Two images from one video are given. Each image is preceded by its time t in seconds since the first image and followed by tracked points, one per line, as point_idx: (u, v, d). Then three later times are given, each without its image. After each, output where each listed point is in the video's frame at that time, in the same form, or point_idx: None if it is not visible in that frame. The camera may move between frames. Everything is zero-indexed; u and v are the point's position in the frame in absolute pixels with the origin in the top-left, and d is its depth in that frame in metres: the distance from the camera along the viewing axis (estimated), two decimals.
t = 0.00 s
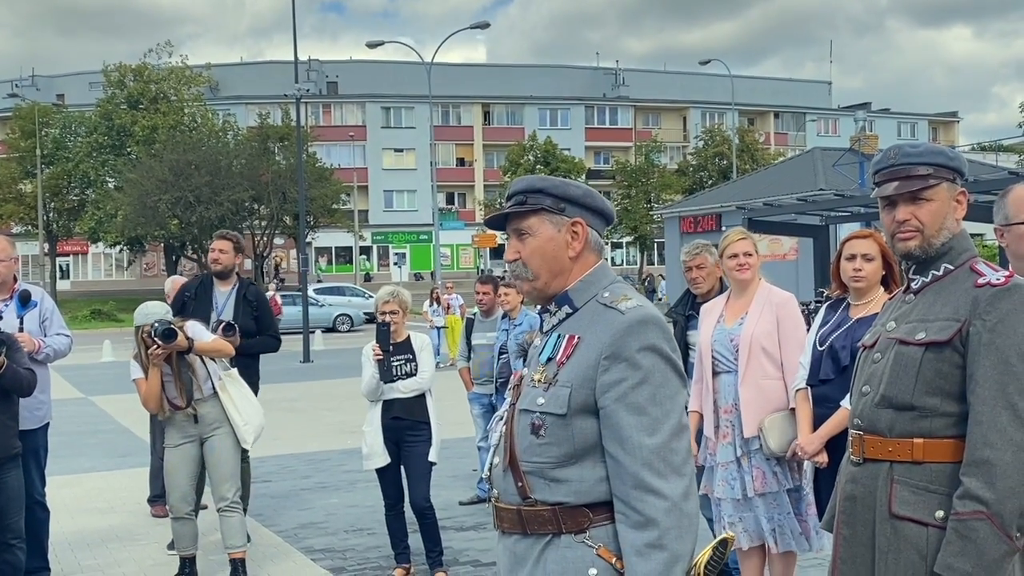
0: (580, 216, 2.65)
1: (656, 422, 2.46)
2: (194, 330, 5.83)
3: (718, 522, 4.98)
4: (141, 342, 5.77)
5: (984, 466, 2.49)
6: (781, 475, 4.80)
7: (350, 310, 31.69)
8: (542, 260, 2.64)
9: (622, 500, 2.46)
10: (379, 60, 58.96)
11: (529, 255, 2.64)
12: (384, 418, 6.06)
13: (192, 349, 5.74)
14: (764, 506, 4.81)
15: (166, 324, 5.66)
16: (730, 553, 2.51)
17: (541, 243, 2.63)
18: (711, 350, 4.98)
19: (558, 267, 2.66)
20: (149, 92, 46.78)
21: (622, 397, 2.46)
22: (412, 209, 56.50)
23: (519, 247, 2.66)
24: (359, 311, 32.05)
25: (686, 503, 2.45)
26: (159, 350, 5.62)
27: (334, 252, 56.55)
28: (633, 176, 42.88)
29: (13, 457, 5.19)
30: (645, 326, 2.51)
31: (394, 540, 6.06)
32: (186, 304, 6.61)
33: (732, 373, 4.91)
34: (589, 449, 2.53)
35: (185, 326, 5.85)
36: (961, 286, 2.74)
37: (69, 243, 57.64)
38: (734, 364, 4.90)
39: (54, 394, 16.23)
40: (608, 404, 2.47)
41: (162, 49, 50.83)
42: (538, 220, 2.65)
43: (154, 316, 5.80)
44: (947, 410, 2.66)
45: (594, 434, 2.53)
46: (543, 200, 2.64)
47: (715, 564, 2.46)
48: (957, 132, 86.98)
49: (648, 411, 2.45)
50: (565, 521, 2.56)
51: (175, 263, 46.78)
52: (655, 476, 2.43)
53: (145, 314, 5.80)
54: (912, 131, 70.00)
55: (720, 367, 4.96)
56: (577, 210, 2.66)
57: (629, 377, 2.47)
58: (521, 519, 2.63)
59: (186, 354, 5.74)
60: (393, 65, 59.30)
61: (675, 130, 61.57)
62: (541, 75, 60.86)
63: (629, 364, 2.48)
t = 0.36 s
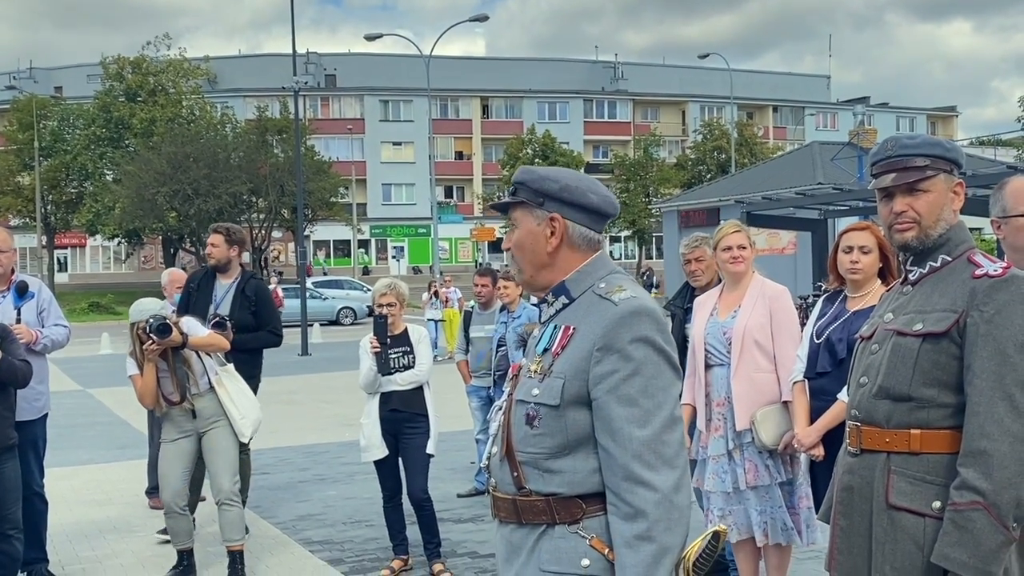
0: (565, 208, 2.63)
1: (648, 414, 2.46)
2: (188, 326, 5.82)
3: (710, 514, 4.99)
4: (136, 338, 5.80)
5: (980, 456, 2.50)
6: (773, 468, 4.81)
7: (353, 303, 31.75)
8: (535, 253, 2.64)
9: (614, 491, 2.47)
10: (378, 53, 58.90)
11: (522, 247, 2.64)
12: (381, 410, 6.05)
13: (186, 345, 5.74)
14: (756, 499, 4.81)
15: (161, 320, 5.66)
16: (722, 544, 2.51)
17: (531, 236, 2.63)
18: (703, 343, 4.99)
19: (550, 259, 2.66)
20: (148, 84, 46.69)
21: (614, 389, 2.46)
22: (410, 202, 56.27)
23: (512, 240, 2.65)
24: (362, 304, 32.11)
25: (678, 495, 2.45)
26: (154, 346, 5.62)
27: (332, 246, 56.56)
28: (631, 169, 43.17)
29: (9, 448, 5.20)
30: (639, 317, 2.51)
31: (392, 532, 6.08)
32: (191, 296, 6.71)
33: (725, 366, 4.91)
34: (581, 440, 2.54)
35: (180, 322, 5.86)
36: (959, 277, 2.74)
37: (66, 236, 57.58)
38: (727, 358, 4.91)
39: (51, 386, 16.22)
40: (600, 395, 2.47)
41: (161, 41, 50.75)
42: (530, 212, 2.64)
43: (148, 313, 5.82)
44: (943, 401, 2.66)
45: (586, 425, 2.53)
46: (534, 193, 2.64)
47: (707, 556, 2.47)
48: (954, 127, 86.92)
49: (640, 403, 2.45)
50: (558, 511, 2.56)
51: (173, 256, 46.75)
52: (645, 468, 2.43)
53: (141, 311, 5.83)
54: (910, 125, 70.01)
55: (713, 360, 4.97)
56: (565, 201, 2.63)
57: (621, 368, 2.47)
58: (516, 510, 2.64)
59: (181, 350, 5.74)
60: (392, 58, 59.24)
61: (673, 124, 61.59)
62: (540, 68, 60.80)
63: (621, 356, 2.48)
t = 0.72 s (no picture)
0: (554, 202, 2.62)
1: (628, 409, 2.45)
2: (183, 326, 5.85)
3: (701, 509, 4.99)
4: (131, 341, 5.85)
5: (976, 451, 2.50)
6: (767, 463, 4.81)
7: (355, 297, 31.83)
8: (527, 247, 2.65)
9: (595, 488, 2.46)
10: (375, 47, 58.80)
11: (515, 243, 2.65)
12: (377, 404, 6.05)
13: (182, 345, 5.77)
14: (749, 493, 4.82)
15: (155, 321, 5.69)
16: (700, 545, 2.52)
17: (523, 231, 2.65)
18: (698, 337, 4.99)
19: (541, 251, 2.66)
20: (145, 78, 46.59)
21: (596, 383, 2.45)
22: (407, 196, 56.17)
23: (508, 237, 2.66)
24: (364, 298, 32.21)
25: (655, 492, 2.44)
26: (150, 348, 5.66)
27: (330, 240, 56.55)
28: (628, 164, 42.97)
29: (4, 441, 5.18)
30: (622, 312, 2.49)
31: (388, 526, 6.08)
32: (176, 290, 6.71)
33: (719, 361, 4.92)
34: (566, 434, 2.54)
35: (175, 323, 5.89)
36: (955, 271, 2.74)
37: (63, 230, 57.48)
38: (721, 352, 4.91)
39: (48, 379, 16.22)
40: (583, 390, 2.47)
41: (158, 35, 50.63)
42: (523, 205, 2.64)
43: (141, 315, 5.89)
44: (939, 395, 2.66)
45: (571, 419, 2.53)
46: (527, 188, 2.63)
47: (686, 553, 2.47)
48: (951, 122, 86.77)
49: (623, 397, 2.44)
50: (544, 504, 2.57)
51: (170, 250, 46.69)
52: (624, 464, 2.43)
53: (136, 312, 5.89)
54: (908, 120, 69.90)
55: (707, 355, 4.97)
56: (551, 198, 2.63)
57: (604, 364, 2.46)
58: (505, 502, 2.66)
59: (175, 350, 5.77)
60: (389, 51, 59.13)
61: (671, 119, 61.54)
62: (536, 62, 60.71)
63: (603, 352, 2.47)
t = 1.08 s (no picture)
0: (548, 198, 2.62)
1: (613, 406, 2.44)
2: (176, 323, 5.82)
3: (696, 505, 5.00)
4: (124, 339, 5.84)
5: (968, 448, 2.52)
6: (761, 459, 4.83)
7: (353, 291, 31.87)
8: (518, 243, 2.66)
9: (580, 484, 2.47)
10: (370, 42, 58.73)
11: (510, 239, 2.66)
12: (372, 400, 6.05)
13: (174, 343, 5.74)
14: (743, 489, 4.83)
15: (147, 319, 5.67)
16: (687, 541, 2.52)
17: (518, 227, 2.65)
18: (693, 333, 5.00)
19: (536, 246, 2.66)
20: (138, 72, 46.52)
21: (583, 380, 2.45)
22: (401, 191, 56.13)
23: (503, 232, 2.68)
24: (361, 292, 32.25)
25: (638, 489, 2.44)
26: (142, 346, 5.65)
27: (324, 235, 56.51)
28: (623, 159, 43.04)
29: None
30: (608, 309, 2.48)
31: (382, 521, 6.09)
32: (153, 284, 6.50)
33: (714, 356, 4.93)
34: (555, 431, 2.54)
35: (167, 320, 5.87)
36: (948, 268, 2.75)
37: (56, 225, 57.34)
38: (717, 348, 4.92)
39: (41, 374, 16.18)
40: (569, 386, 2.47)
41: (151, 29, 50.53)
42: (518, 201, 2.65)
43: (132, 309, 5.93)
44: (932, 391, 2.67)
45: (558, 416, 2.54)
46: (518, 184, 2.64)
47: (674, 552, 2.47)
48: (945, 118, 86.79)
49: (611, 393, 2.44)
50: (534, 499, 2.58)
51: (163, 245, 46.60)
52: (606, 461, 2.43)
53: (127, 309, 5.79)
54: (902, 116, 70.02)
55: (703, 350, 4.99)
56: (541, 194, 2.62)
57: (590, 361, 2.46)
58: (495, 497, 2.66)
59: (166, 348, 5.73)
60: (384, 46, 59.04)
61: (665, 114, 61.60)
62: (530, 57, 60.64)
63: (588, 348, 2.47)
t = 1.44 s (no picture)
0: (537, 194, 2.61)
1: (604, 402, 2.44)
2: (163, 319, 5.81)
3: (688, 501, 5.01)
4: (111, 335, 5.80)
5: (954, 444, 2.52)
6: (754, 455, 4.83)
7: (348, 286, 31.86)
8: (508, 241, 2.65)
9: (571, 479, 2.47)
10: (362, 37, 58.61)
11: (502, 237, 2.66)
12: (363, 396, 6.05)
13: (162, 339, 5.73)
14: (735, 486, 4.84)
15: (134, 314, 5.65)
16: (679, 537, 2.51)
17: (507, 223, 2.64)
18: (687, 329, 5.00)
19: (526, 243, 2.65)
20: (129, 66, 46.40)
21: (575, 375, 2.45)
22: (394, 187, 56.08)
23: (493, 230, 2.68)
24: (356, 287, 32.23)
25: (630, 483, 2.43)
26: (130, 341, 5.62)
27: (316, 230, 56.37)
28: (615, 155, 43.09)
29: None
30: (599, 304, 2.48)
31: (374, 518, 6.08)
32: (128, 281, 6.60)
33: (707, 352, 4.94)
34: (547, 426, 2.54)
35: (155, 315, 5.84)
36: (936, 264, 2.75)
37: (47, 220, 57.10)
38: (709, 344, 4.93)
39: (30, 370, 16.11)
40: (560, 381, 2.47)
41: (142, 23, 50.39)
42: (507, 198, 2.64)
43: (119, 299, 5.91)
44: (919, 388, 2.68)
45: (549, 412, 2.53)
46: (507, 181, 2.64)
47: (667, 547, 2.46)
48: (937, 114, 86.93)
49: (602, 388, 2.44)
50: (526, 495, 2.57)
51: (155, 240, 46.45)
52: (598, 457, 2.43)
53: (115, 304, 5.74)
54: (893, 112, 70.20)
55: (696, 346, 4.99)
56: (531, 191, 2.62)
57: (581, 357, 2.45)
58: (487, 493, 2.66)
59: (154, 345, 5.71)
60: (376, 41, 58.92)
61: (657, 110, 61.70)
62: (522, 52, 60.61)
63: (579, 344, 2.46)
